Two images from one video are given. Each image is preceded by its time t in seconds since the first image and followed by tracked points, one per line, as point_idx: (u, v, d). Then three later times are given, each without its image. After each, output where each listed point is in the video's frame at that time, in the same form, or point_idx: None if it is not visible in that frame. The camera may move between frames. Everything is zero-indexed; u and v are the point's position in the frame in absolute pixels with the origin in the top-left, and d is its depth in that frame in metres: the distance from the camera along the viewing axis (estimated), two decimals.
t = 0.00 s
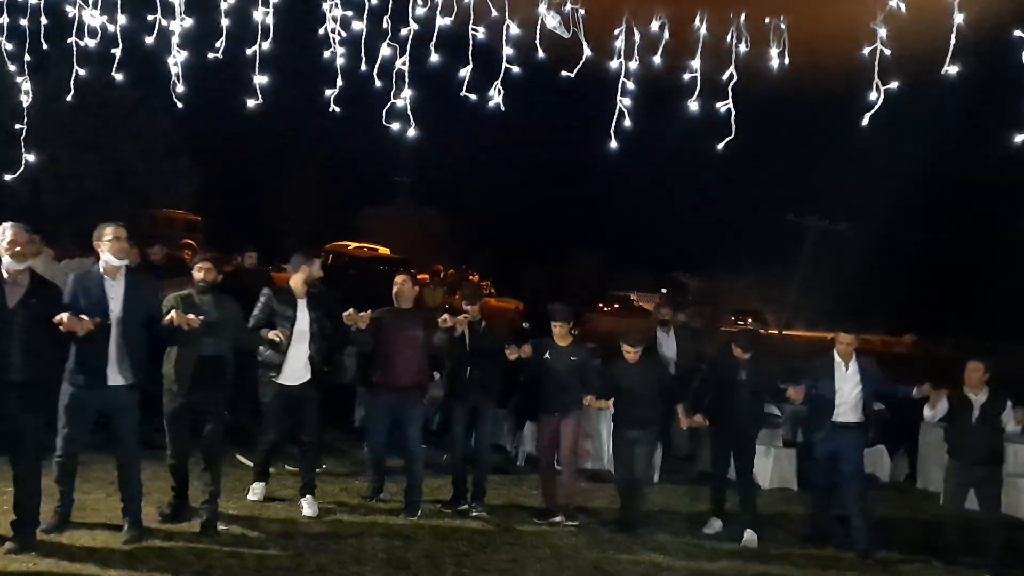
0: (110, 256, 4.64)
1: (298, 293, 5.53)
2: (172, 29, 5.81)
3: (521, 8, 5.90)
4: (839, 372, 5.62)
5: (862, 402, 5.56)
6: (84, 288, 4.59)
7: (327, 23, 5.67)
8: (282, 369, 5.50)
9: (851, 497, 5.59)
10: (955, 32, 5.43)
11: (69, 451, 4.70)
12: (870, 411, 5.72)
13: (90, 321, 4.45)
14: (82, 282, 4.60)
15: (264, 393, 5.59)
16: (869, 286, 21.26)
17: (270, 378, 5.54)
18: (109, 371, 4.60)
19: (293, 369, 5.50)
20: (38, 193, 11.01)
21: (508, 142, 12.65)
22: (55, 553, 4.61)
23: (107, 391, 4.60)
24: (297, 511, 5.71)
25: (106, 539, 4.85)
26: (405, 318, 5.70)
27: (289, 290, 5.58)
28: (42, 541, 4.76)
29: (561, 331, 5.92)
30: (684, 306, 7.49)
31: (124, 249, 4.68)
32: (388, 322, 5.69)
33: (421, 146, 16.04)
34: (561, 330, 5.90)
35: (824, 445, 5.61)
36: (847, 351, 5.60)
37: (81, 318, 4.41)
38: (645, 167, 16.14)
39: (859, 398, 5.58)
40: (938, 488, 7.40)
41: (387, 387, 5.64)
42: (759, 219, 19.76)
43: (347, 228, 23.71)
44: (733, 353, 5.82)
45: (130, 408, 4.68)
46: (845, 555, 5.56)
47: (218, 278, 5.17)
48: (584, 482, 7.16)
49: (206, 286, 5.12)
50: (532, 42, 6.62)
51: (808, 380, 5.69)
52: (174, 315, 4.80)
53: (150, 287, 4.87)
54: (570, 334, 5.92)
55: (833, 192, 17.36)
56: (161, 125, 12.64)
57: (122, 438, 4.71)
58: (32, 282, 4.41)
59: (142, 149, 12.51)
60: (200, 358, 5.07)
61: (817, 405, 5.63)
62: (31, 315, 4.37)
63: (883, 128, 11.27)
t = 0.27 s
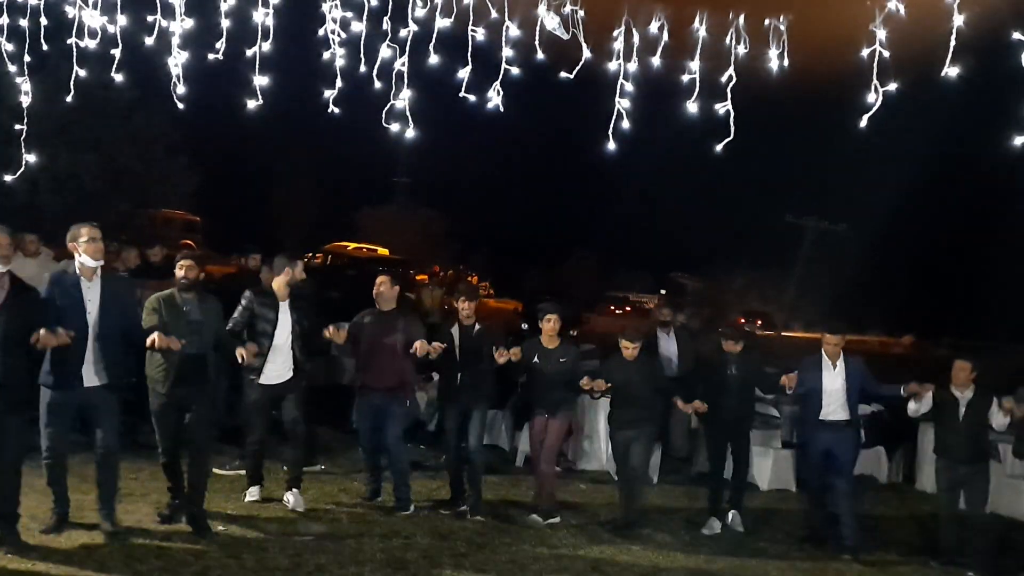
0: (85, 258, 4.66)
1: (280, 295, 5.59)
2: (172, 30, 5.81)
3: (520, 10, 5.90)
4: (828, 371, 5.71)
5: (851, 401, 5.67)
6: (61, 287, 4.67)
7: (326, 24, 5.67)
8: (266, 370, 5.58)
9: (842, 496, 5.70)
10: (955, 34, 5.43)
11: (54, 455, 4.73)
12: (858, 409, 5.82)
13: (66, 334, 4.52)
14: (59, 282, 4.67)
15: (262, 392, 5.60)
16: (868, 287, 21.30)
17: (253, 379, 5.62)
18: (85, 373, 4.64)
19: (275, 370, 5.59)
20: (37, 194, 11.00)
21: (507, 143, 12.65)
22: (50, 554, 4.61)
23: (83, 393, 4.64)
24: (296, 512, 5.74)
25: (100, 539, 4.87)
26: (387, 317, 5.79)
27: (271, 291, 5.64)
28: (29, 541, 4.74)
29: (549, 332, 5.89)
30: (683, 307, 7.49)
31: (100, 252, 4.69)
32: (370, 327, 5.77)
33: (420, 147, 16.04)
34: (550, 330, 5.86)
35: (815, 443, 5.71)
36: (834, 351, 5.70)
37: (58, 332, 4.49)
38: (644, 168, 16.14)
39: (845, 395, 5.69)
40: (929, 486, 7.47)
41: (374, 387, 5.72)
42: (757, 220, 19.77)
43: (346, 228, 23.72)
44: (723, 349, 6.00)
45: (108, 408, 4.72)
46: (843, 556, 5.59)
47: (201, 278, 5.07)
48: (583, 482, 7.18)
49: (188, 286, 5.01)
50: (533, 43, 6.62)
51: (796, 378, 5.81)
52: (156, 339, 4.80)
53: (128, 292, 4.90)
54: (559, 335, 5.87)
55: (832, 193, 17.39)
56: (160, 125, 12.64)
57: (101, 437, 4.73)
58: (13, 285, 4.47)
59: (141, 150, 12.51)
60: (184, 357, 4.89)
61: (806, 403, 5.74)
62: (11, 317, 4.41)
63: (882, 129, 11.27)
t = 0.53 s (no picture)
0: (75, 255, 4.62)
1: (270, 292, 5.59)
2: (172, 30, 5.80)
3: (521, 11, 5.89)
4: (822, 376, 5.77)
5: (846, 403, 5.71)
6: (48, 283, 4.61)
7: (327, 25, 5.66)
8: (257, 366, 5.57)
9: (835, 497, 5.75)
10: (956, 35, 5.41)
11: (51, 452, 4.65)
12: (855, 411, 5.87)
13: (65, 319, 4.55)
14: (46, 278, 4.61)
15: (261, 392, 5.60)
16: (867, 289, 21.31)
17: (246, 377, 5.61)
18: (75, 368, 4.57)
19: (267, 368, 5.59)
20: (37, 194, 11.00)
21: (507, 144, 12.62)
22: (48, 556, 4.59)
23: (72, 388, 4.59)
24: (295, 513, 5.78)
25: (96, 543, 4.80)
26: (375, 317, 5.84)
27: (262, 288, 5.64)
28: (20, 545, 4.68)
29: (539, 327, 5.89)
30: (683, 309, 7.48)
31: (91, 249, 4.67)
32: (362, 323, 5.83)
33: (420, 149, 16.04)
34: (540, 326, 5.88)
35: (810, 445, 5.76)
36: (829, 356, 5.74)
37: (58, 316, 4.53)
38: (643, 169, 16.12)
39: (839, 398, 5.73)
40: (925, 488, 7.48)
41: (365, 387, 5.74)
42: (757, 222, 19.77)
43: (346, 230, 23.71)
44: (716, 352, 6.03)
45: (94, 405, 4.66)
46: (842, 559, 5.60)
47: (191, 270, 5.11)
48: (583, 483, 7.19)
49: (178, 278, 5.05)
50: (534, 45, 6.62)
51: (792, 380, 5.83)
52: (145, 323, 4.74)
53: (118, 286, 4.85)
54: (549, 331, 5.86)
55: (831, 195, 17.40)
56: (160, 126, 12.64)
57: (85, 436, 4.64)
58: None
59: (142, 150, 12.51)
60: (172, 348, 4.98)
61: (803, 409, 5.77)
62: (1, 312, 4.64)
63: (882, 131, 11.24)
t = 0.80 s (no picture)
0: (75, 255, 4.58)
1: (266, 296, 5.50)
2: (172, 32, 5.80)
3: (521, 13, 5.91)
4: (826, 373, 5.71)
5: (847, 404, 5.67)
6: (44, 283, 4.54)
7: (328, 27, 5.67)
8: (251, 370, 5.43)
9: (831, 498, 5.79)
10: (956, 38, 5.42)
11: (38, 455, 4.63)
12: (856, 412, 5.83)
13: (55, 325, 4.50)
14: (41, 280, 4.52)
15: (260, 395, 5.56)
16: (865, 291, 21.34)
17: (240, 381, 5.48)
18: (72, 371, 4.55)
19: (260, 371, 5.44)
20: (37, 195, 11.01)
21: (507, 146, 12.63)
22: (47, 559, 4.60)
23: (68, 391, 4.54)
24: (296, 514, 5.80)
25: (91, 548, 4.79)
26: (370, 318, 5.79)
27: (259, 293, 5.55)
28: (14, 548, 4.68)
29: (532, 333, 5.68)
30: (683, 311, 7.49)
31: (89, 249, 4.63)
32: (355, 325, 5.79)
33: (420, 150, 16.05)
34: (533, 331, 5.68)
35: (807, 445, 5.75)
36: (832, 356, 5.71)
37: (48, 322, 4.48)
38: (643, 171, 16.14)
39: (840, 398, 5.69)
40: (925, 489, 7.54)
41: (359, 390, 5.75)
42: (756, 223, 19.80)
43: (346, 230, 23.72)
44: (716, 348, 5.92)
45: (88, 409, 4.62)
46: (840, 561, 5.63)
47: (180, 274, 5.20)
48: (583, 484, 7.22)
49: (167, 281, 5.14)
50: (533, 47, 6.64)
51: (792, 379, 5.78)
52: (133, 320, 4.85)
53: (113, 286, 4.83)
54: (541, 336, 5.65)
55: (830, 197, 17.44)
56: (160, 127, 12.64)
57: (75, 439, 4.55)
58: None
59: (141, 152, 12.52)
60: (162, 353, 5.03)
61: (801, 407, 5.74)
62: None
63: (882, 133, 11.26)
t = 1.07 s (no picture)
0: (76, 257, 4.57)
1: (265, 296, 5.47)
2: (174, 33, 5.81)
3: (522, 15, 5.92)
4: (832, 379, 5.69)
5: (853, 411, 5.65)
6: (44, 285, 4.51)
7: (329, 29, 5.67)
8: (243, 370, 5.44)
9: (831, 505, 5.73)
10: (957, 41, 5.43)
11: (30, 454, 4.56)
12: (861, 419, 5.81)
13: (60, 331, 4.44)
14: (42, 280, 4.50)
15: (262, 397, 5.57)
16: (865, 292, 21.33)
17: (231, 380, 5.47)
18: (71, 372, 4.56)
19: (253, 373, 5.44)
20: (37, 196, 11.01)
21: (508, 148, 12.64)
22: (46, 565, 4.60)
23: (66, 393, 4.55)
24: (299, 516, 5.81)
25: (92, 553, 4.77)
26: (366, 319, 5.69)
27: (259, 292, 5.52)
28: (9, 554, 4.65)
29: (529, 328, 5.69)
30: (683, 313, 7.50)
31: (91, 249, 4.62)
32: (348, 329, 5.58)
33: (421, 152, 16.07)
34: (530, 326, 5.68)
35: (813, 452, 5.71)
36: (838, 361, 5.67)
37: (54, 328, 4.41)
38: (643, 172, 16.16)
39: (847, 406, 5.68)
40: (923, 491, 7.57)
41: (355, 397, 5.54)
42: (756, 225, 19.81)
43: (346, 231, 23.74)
44: (717, 352, 5.93)
45: (86, 411, 4.64)
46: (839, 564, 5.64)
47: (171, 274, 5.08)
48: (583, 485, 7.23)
49: (159, 280, 5.03)
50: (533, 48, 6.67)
51: (797, 383, 5.76)
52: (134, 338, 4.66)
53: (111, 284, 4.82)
54: (538, 331, 5.66)
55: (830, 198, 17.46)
56: (161, 128, 12.65)
57: (73, 441, 4.60)
58: None
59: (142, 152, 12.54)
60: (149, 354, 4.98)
61: (807, 410, 5.73)
62: None
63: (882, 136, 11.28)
